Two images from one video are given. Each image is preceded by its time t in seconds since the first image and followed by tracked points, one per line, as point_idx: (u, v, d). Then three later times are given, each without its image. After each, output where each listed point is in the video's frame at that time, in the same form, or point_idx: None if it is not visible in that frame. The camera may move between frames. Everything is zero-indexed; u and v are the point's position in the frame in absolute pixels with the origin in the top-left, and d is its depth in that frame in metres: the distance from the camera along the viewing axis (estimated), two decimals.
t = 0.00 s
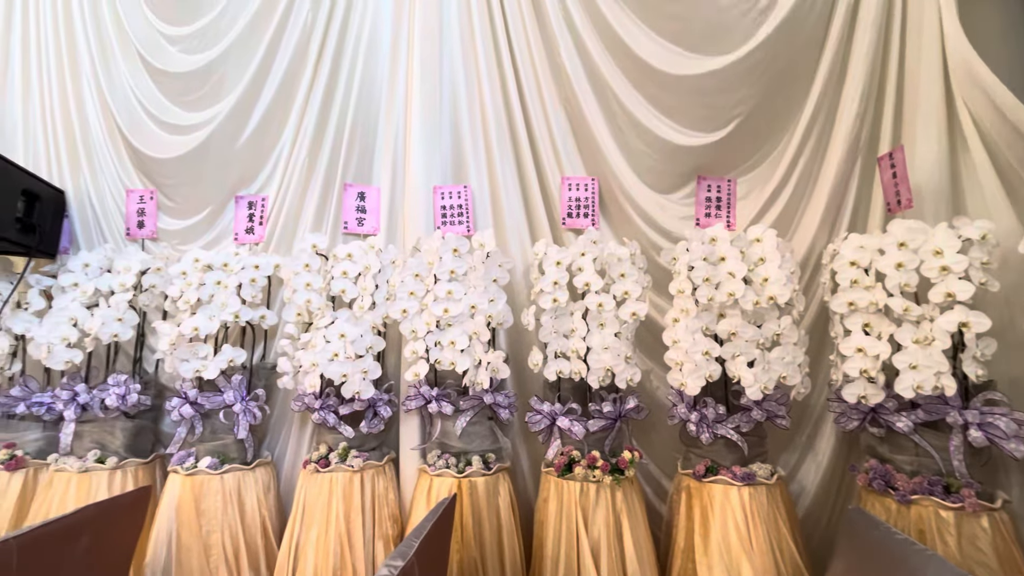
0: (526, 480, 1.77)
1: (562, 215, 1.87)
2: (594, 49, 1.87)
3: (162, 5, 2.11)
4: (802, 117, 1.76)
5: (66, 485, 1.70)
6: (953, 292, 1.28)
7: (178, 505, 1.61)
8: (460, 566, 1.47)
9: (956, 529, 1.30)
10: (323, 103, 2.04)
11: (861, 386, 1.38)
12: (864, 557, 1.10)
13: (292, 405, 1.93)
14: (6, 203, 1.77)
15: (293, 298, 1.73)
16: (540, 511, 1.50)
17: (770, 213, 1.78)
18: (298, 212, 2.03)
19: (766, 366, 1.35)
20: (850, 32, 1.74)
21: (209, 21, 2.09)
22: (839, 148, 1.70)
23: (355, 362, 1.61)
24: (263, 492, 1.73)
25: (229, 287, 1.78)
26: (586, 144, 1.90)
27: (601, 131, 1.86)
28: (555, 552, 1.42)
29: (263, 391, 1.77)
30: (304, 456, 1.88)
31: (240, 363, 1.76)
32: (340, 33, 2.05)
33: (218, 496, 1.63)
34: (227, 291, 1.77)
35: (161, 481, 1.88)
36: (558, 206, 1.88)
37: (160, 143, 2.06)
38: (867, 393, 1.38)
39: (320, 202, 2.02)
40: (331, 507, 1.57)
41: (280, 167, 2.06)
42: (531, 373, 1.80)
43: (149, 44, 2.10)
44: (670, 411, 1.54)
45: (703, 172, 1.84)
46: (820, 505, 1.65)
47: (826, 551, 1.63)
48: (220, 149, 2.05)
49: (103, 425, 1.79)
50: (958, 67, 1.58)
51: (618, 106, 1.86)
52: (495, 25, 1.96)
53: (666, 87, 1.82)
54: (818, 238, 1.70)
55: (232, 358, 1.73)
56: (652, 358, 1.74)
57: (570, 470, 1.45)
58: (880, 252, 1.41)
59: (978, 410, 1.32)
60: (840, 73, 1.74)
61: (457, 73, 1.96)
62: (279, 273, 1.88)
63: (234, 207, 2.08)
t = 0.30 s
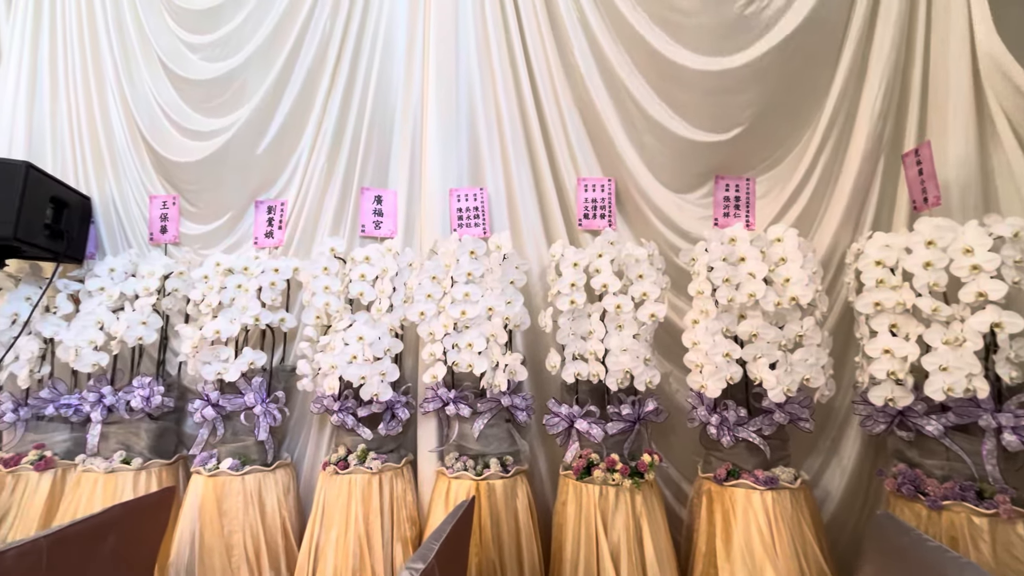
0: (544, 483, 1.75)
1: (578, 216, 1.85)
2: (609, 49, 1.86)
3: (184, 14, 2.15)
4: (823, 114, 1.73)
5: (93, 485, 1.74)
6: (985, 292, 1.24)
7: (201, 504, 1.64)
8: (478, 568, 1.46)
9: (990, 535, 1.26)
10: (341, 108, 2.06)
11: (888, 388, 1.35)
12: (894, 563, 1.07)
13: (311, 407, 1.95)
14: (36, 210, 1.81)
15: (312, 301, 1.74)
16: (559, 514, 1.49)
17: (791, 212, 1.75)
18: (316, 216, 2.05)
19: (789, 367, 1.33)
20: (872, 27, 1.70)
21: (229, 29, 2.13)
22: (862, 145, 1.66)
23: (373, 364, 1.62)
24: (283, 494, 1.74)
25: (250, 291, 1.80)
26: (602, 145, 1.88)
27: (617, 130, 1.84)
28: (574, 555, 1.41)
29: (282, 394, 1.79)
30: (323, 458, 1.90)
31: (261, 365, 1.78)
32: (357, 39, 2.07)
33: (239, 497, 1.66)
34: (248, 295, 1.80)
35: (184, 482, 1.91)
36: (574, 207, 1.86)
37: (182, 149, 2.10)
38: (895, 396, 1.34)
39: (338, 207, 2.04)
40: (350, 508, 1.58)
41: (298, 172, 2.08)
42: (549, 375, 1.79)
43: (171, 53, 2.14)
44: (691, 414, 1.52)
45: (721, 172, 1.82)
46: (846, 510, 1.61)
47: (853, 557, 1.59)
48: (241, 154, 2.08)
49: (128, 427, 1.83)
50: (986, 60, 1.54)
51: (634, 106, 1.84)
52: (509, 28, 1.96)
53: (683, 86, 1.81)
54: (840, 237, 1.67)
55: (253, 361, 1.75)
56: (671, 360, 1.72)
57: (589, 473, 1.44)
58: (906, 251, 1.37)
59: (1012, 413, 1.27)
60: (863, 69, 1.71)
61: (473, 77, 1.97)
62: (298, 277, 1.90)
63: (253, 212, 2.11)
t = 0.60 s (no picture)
0: (566, 486, 1.74)
1: (598, 216, 1.84)
2: (628, 48, 1.85)
3: (208, 22, 2.19)
4: (848, 110, 1.70)
5: (121, 486, 1.77)
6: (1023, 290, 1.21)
7: (226, 505, 1.65)
8: (502, 571, 1.46)
9: None
10: (360, 111, 2.07)
11: (922, 389, 1.32)
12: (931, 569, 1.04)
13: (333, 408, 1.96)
14: (65, 215, 1.85)
15: (334, 303, 1.75)
16: (582, 517, 1.48)
17: (816, 210, 1.72)
18: (337, 219, 2.07)
19: (817, 368, 1.30)
20: (898, 21, 1.67)
21: (253, 37, 2.16)
22: (890, 140, 1.63)
23: (395, 365, 1.62)
24: (306, 495, 1.76)
25: (272, 293, 1.82)
26: (622, 145, 1.87)
27: (636, 130, 1.83)
28: (598, 558, 1.39)
29: (305, 395, 1.81)
30: (345, 460, 1.91)
31: (283, 367, 1.80)
32: (376, 43, 2.08)
33: (264, 498, 1.67)
34: (270, 297, 1.81)
35: (209, 483, 1.94)
36: (594, 207, 1.85)
37: (207, 154, 2.14)
38: (928, 397, 1.31)
39: (358, 210, 2.05)
40: (373, 510, 1.58)
41: (319, 175, 2.10)
42: (570, 376, 1.78)
43: (196, 61, 2.18)
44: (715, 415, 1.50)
45: (743, 170, 1.80)
46: (876, 514, 1.58)
47: (884, 563, 1.56)
48: (263, 158, 2.11)
49: (155, 428, 1.86)
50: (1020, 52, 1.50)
51: (653, 105, 1.83)
52: (527, 28, 1.96)
53: (703, 83, 1.78)
54: (868, 235, 1.64)
55: (276, 363, 1.77)
56: (694, 361, 1.70)
57: (613, 475, 1.43)
58: (939, 248, 1.34)
59: None
60: (889, 64, 1.67)
61: (491, 79, 1.98)
62: (319, 279, 1.92)
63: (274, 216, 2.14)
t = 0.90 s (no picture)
0: (598, 488, 1.72)
1: (630, 214, 1.82)
2: (659, 43, 1.82)
3: (242, 29, 2.23)
4: (890, 102, 1.64)
5: (160, 484, 1.80)
6: None
7: (262, 504, 1.67)
8: (536, 572, 1.44)
9: None
10: (388, 112, 2.08)
11: (976, 390, 1.26)
12: None
13: (364, 408, 1.97)
14: (107, 219, 1.90)
15: (366, 303, 1.76)
16: (617, 519, 1.45)
17: (858, 204, 1.67)
18: (367, 220, 2.08)
19: (864, 368, 1.26)
20: (943, 8, 1.61)
21: (286, 43, 2.19)
22: (937, 132, 1.57)
23: (427, 365, 1.63)
24: (338, 494, 1.77)
25: (305, 294, 1.84)
26: (653, 141, 1.84)
27: (667, 125, 1.80)
28: (635, 561, 1.37)
29: (337, 395, 1.83)
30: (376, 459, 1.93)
31: (317, 367, 1.83)
32: (403, 44, 2.09)
33: (299, 497, 1.69)
34: (303, 298, 1.84)
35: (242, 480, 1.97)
36: (626, 204, 1.83)
37: (242, 159, 2.17)
38: (984, 398, 1.26)
39: (388, 210, 2.06)
40: (406, 510, 1.58)
41: (348, 177, 2.11)
42: (602, 376, 1.75)
43: (232, 68, 2.22)
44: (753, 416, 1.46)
45: (779, 165, 1.75)
46: (924, 520, 1.52)
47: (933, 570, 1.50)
48: (294, 160, 2.14)
49: (192, 427, 1.89)
50: None
51: (685, 100, 1.80)
52: (556, 27, 1.95)
53: (736, 76, 1.74)
54: (914, 230, 1.58)
55: (310, 363, 1.80)
56: (730, 361, 1.66)
57: (648, 477, 1.40)
58: (992, 243, 1.29)
59: None
60: (934, 53, 1.62)
61: (519, 78, 1.97)
62: (350, 280, 1.94)
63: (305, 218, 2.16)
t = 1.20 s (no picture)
0: (630, 490, 1.69)
1: (661, 212, 1.79)
2: (691, 38, 1.79)
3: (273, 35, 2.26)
4: (935, 94, 1.59)
5: (197, 482, 1.83)
6: None
7: (296, 503, 1.69)
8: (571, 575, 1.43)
9: None
10: (416, 112, 2.09)
11: None
12: None
13: (394, 408, 1.98)
14: (145, 222, 1.94)
15: (396, 303, 1.77)
16: (653, 522, 1.43)
17: (902, 200, 1.62)
18: (395, 220, 2.08)
19: (913, 368, 1.22)
20: None
21: (316, 47, 2.22)
22: (986, 123, 1.52)
23: (459, 366, 1.63)
24: (370, 494, 1.77)
25: (336, 294, 1.86)
26: (685, 138, 1.81)
27: (700, 121, 1.77)
28: (672, 566, 1.34)
29: (368, 395, 1.84)
30: (406, 460, 1.93)
31: (348, 368, 1.84)
32: (430, 44, 2.10)
33: (331, 496, 1.70)
34: (334, 299, 1.85)
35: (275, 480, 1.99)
36: (658, 203, 1.80)
37: (274, 162, 2.20)
38: None
39: (417, 211, 2.06)
40: (438, 510, 1.58)
41: (377, 178, 2.12)
42: (634, 377, 1.72)
43: (264, 73, 2.26)
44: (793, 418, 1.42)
45: (818, 162, 1.71)
46: (975, 526, 1.46)
47: None
48: (324, 162, 2.16)
49: (226, 426, 1.92)
50: None
51: (719, 95, 1.76)
52: (585, 25, 1.94)
53: (776, 69, 1.70)
54: (962, 226, 1.53)
55: (342, 363, 1.81)
56: (767, 362, 1.62)
57: (686, 479, 1.38)
58: None
59: None
60: (981, 43, 1.57)
61: (547, 76, 1.96)
62: (380, 280, 1.96)
63: (334, 219, 2.17)
